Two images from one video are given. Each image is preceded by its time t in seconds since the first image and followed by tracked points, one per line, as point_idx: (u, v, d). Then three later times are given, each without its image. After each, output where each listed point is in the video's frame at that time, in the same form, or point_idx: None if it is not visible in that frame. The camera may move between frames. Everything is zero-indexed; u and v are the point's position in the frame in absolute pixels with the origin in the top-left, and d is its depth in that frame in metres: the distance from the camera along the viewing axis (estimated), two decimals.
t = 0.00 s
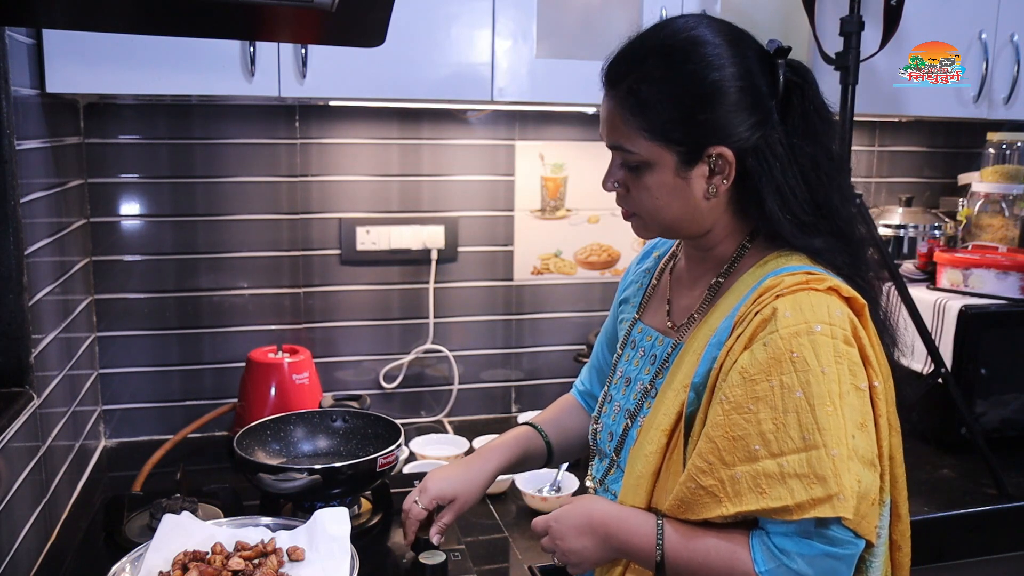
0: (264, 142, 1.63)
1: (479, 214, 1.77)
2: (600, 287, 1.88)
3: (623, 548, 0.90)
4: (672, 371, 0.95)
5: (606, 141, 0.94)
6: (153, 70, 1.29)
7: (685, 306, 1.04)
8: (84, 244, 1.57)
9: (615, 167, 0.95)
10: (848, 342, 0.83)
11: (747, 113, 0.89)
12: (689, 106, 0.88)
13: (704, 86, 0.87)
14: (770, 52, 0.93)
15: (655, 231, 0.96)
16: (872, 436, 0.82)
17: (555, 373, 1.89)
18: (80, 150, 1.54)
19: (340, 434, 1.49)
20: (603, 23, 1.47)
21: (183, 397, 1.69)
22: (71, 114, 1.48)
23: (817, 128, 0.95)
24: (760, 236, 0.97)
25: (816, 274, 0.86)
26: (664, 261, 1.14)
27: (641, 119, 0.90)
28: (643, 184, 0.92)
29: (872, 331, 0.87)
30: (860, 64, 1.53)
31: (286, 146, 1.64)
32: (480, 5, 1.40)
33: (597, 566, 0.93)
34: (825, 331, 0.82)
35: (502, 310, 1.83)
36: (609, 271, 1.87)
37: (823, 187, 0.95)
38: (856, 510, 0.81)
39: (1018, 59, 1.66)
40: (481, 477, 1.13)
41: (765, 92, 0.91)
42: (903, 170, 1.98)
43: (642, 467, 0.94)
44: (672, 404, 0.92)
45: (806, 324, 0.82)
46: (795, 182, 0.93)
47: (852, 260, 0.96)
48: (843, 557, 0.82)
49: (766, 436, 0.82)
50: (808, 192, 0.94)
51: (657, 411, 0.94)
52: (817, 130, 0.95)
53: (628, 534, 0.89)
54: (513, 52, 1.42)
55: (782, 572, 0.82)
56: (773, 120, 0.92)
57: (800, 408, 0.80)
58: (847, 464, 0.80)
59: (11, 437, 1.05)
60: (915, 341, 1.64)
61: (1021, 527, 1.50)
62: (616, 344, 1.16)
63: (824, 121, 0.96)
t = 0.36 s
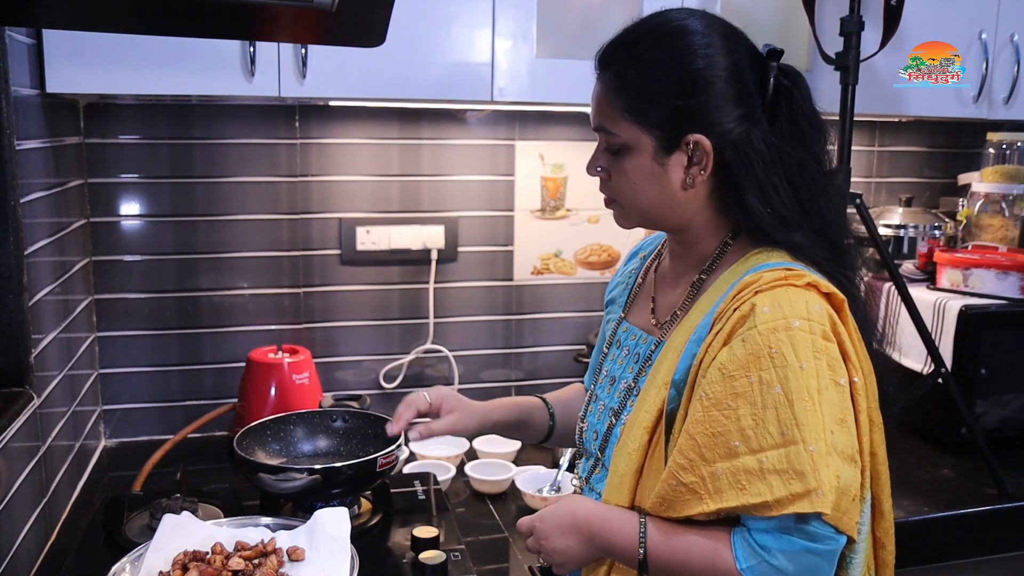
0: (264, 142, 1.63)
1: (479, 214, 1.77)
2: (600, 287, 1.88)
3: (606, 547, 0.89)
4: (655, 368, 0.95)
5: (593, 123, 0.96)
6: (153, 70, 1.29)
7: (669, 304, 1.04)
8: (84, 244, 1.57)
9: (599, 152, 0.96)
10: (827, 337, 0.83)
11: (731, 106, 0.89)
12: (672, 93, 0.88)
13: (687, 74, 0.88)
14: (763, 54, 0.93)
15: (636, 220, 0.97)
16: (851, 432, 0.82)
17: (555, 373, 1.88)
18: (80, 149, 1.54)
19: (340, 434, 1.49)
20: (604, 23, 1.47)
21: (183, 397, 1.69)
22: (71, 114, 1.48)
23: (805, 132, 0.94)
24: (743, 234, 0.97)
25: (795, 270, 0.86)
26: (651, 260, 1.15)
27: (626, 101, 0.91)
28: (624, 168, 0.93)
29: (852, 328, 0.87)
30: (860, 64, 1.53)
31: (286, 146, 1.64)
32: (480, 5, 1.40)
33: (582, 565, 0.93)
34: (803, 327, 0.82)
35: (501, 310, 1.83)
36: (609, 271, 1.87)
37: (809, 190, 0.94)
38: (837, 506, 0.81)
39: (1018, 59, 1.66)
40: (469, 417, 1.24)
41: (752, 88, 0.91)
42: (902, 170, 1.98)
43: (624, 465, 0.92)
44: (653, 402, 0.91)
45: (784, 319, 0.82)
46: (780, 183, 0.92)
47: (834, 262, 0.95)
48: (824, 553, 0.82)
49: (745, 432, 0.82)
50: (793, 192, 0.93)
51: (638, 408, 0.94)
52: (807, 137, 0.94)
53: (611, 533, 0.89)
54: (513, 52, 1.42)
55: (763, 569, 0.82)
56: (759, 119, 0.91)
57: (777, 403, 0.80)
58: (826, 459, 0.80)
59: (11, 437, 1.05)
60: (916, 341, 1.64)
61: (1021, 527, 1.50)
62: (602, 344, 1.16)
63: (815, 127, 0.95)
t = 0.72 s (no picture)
0: (264, 142, 1.63)
1: (478, 214, 1.77)
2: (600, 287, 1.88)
3: (586, 541, 0.89)
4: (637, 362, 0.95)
5: (580, 121, 0.96)
6: (154, 69, 1.29)
7: (653, 301, 1.05)
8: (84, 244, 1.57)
9: (585, 150, 0.96)
10: (805, 330, 0.83)
11: (714, 100, 0.89)
12: (655, 88, 0.88)
13: (670, 68, 0.88)
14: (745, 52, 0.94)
15: (623, 218, 0.96)
16: (829, 425, 0.82)
17: (555, 373, 1.89)
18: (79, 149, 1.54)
19: (338, 434, 1.49)
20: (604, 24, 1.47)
21: (183, 397, 1.69)
22: (71, 114, 1.48)
23: (789, 126, 0.93)
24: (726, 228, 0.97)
25: (774, 263, 0.86)
26: (637, 258, 1.15)
27: (609, 97, 0.91)
28: (609, 164, 0.93)
29: (832, 323, 0.87)
30: (860, 64, 1.53)
31: (286, 146, 1.64)
32: (479, 5, 1.40)
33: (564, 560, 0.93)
34: (781, 320, 0.82)
35: (501, 310, 1.83)
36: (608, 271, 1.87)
37: (793, 184, 0.94)
38: (812, 499, 0.80)
39: (1018, 59, 1.66)
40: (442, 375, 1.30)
41: (735, 83, 0.91)
42: (902, 170, 1.98)
43: (606, 460, 0.92)
44: (635, 396, 0.91)
45: (762, 312, 0.82)
46: (764, 177, 0.92)
47: (816, 257, 0.95)
48: (799, 546, 0.81)
49: (723, 425, 0.82)
50: (777, 186, 0.93)
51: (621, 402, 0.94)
52: (791, 131, 0.94)
53: (591, 527, 0.89)
54: (513, 52, 1.42)
55: (739, 561, 0.82)
56: (742, 114, 0.91)
57: (753, 395, 0.80)
58: (801, 450, 0.80)
59: (10, 436, 1.05)
60: (916, 341, 1.64)
61: (1021, 527, 1.50)
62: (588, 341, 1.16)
63: (799, 122, 0.95)
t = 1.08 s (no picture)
0: (265, 142, 1.63)
1: (479, 214, 1.77)
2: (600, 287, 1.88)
3: (586, 539, 0.90)
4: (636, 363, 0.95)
5: (569, 131, 0.95)
6: (154, 69, 1.29)
7: (653, 301, 1.05)
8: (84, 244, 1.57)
9: (577, 159, 0.96)
10: (800, 328, 0.82)
11: (702, 100, 0.89)
12: (645, 92, 0.88)
13: (658, 71, 0.88)
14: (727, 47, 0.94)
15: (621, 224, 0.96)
16: (824, 423, 0.81)
17: (555, 373, 1.89)
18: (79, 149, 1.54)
19: (339, 434, 1.49)
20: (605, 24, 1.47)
21: (183, 397, 1.69)
22: (71, 114, 1.48)
23: (777, 120, 0.93)
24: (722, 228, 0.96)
25: (769, 261, 0.86)
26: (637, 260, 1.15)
27: (598, 103, 0.91)
28: (604, 171, 0.93)
29: (829, 321, 0.87)
30: (860, 64, 1.53)
31: (286, 146, 1.64)
32: (479, 5, 1.40)
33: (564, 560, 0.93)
34: (776, 317, 0.82)
35: (501, 310, 1.83)
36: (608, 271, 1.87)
37: (785, 180, 0.94)
38: (807, 497, 0.80)
39: (1018, 59, 1.66)
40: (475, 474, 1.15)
41: (721, 81, 0.91)
42: (902, 170, 1.98)
43: (605, 459, 0.93)
44: (633, 396, 0.92)
45: (756, 310, 0.82)
46: (756, 175, 0.92)
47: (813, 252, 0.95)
48: (794, 545, 0.81)
49: (718, 423, 0.82)
50: (770, 183, 0.93)
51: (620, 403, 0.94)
52: (779, 125, 0.94)
53: (591, 524, 0.89)
54: (513, 52, 1.42)
55: (734, 560, 0.81)
56: (729, 112, 0.91)
57: (747, 393, 0.80)
58: (796, 449, 0.79)
59: (10, 436, 1.05)
60: (916, 341, 1.64)
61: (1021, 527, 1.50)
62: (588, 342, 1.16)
63: (786, 116, 0.95)
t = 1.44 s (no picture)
0: (265, 142, 1.64)
1: (479, 214, 1.77)
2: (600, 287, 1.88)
3: (610, 549, 0.89)
4: (655, 371, 0.95)
5: (579, 149, 0.92)
6: (154, 69, 1.29)
7: (666, 305, 1.04)
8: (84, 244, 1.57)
9: (587, 175, 0.94)
10: (829, 336, 0.83)
11: (715, 117, 0.89)
12: (663, 112, 0.87)
13: (676, 90, 0.87)
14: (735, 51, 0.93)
15: (634, 236, 0.96)
16: (854, 430, 0.82)
17: (555, 373, 1.89)
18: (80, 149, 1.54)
19: (340, 434, 1.49)
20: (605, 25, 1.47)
21: (183, 397, 1.69)
22: (71, 114, 1.48)
23: (787, 125, 0.95)
24: (739, 235, 0.98)
25: (795, 269, 0.87)
26: (644, 261, 1.15)
27: (615, 124, 0.89)
28: (620, 190, 0.91)
29: (853, 327, 0.87)
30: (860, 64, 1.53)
31: (286, 146, 1.64)
32: (479, 5, 1.40)
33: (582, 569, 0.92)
34: (806, 326, 0.82)
35: (501, 310, 1.83)
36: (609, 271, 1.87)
37: (797, 185, 0.96)
38: (842, 505, 0.81)
39: (1018, 59, 1.66)
40: (477, 477, 1.14)
41: (733, 93, 0.91)
42: (902, 170, 1.98)
43: (626, 467, 0.93)
44: (655, 403, 0.92)
45: (787, 319, 0.82)
46: (770, 182, 0.94)
47: (828, 256, 0.97)
48: (829, 551, 0.81)
49: (751, 433, 0.82)
50: (783, 190, 0.95)
51: (640, 410, 0.94)
52: (789, 130, 0.95)
53: (616, 535, 0.88)
54: (513, 52, 1.42)
55: (771, 569, 0.82)
56: (742, 122, 0.92)
57: (782, 403, 0.80)
58: (831, 457, 0.80)
59: (11, 437, 1.05)
60: (916, 341, 1.64)
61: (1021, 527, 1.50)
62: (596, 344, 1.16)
63: (794, 120, 0.96)
